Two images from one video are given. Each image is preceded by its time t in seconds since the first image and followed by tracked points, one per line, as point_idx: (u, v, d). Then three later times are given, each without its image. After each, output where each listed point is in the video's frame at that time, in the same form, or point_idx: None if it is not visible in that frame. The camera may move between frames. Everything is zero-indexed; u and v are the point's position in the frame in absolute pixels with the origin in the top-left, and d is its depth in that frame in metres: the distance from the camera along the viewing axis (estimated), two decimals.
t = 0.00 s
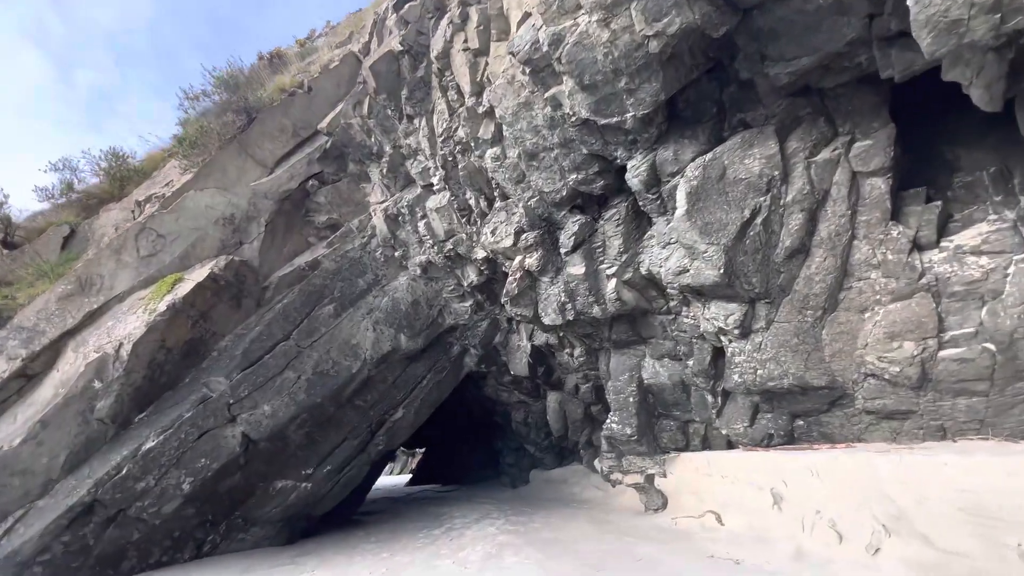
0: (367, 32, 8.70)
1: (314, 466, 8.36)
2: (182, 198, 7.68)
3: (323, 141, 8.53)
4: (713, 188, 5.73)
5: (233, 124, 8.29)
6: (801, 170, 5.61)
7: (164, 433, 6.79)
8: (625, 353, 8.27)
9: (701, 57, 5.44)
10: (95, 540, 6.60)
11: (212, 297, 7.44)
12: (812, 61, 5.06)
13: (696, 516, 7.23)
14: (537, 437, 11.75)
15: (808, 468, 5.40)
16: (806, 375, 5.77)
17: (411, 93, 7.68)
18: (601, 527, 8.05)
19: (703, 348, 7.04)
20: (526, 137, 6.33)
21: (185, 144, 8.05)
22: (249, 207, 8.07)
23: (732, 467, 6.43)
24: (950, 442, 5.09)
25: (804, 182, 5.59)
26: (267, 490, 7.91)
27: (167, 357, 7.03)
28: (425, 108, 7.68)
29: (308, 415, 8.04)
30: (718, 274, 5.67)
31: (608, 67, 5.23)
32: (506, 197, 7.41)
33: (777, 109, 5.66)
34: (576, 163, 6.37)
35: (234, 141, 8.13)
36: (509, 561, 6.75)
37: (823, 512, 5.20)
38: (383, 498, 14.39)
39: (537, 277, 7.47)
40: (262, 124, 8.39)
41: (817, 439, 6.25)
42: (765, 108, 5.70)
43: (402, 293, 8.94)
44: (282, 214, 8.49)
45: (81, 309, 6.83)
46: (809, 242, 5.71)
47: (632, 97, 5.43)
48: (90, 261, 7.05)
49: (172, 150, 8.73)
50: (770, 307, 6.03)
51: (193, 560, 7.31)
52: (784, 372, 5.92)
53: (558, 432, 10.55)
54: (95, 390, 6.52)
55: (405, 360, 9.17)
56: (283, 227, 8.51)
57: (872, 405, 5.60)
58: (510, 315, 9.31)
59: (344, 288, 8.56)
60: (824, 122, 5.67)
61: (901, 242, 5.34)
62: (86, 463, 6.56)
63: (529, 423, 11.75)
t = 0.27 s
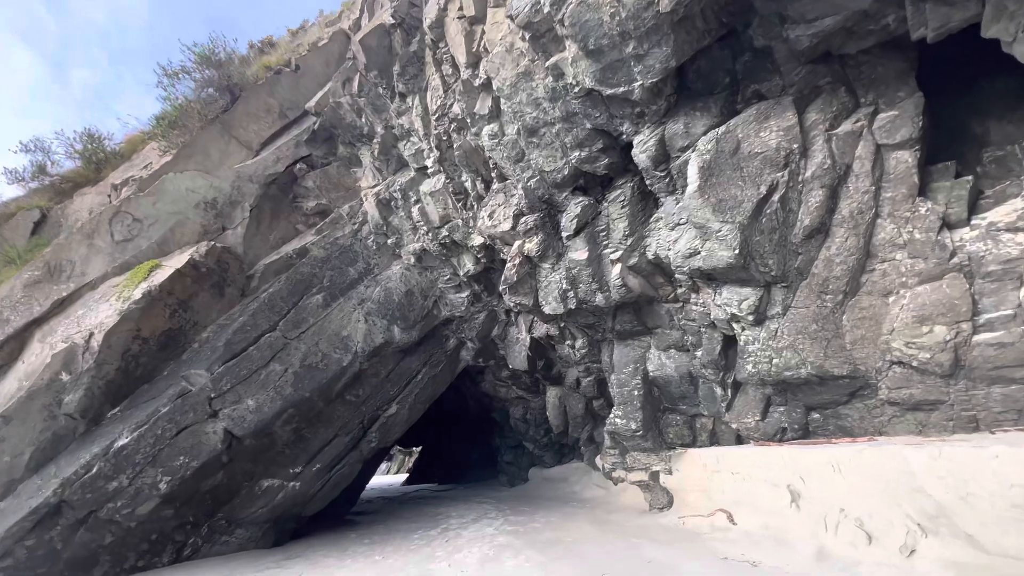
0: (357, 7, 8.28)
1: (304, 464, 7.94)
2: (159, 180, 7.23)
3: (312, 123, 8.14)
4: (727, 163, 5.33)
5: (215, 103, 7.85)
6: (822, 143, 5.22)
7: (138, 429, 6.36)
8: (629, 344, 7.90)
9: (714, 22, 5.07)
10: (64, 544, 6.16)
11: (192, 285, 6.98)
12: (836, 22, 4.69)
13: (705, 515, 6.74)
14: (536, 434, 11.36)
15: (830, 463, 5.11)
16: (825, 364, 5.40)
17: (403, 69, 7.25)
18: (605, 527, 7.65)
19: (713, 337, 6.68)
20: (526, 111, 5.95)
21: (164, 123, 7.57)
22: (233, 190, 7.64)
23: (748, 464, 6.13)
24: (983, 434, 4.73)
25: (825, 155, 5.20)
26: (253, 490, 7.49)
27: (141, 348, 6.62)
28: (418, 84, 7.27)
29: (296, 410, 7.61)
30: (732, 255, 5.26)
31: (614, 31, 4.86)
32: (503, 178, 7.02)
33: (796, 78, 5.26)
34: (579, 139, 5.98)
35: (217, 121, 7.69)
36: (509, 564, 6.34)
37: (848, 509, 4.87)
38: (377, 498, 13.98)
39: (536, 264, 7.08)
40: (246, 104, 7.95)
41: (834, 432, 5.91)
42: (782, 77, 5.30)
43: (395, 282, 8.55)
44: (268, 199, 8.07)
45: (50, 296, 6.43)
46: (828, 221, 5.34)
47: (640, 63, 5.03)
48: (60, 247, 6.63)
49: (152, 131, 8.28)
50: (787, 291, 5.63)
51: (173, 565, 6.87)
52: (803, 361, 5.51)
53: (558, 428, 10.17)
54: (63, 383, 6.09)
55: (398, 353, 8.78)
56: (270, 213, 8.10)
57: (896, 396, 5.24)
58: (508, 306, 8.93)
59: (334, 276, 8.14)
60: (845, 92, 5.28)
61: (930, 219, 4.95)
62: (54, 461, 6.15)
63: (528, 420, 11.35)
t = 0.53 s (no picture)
0: None
1: (294, 467, 7.57)
2: (138, 166, 6.80)
3: (302, 108, 7.74)
4: (747, 142, 4.92)
5: (199, 86, 7.40)
6: (850, 120, 4.82)
7: (113, 431, 5.95)
8: (636, 340, 7.52)
9: None
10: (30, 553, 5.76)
11: (173, 277, 6.55)
12: None
13: (719, 522, 6.35)
14: (537, 435, 10.93)
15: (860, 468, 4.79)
16: (852, 359, 5.00)
17: (398, 49, 6.83)
18: (612, 533, 7.24)
19: (726, 333, 6.29)
20: (529, 89, 5.56)
21: (145, 107, 7.15)
22: (218, 177, 7.22)
23: (765, 468, 5.82)
24: None
25: (854, 133, 4.79)
26: (240, 494, 7.11)
27: (116, 345, 6.20)
28: (414, 65, 6.85)
29: (285, 410, 7.20)
30: (753, 242, 4.86)
31: None
32: (504, 164, 6.62)
33: (823, 49, 4.83)
34: (586, 119, 5.58)
35: (201, 104, 7.26)
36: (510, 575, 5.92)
37: (883, 518, 4.50)
38: (374, 501, 13.56)
39: (539, 255, 6.70)
40: (233, 87, 7.51)
41: (857, 434, 5.55)
42: (808, 49, 4.88)
43: (390, 276, 8.14)
44: (256, 188, 7.67)
45: (20, 290, 6.04)
46: (856, 205, 4.94)
47: (654, 32, 4.62)
48: (30, 236, 6.21)
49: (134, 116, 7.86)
50: (811, 281, 5.22)
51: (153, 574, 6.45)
52: (829, 357, 5.10)
53: (560, 429, 9.77)
54: (29, 381, 5.70)
55: (394, 350, 8.38)
56: (258, 203, 7.69)
57: (929, 396, 4.84)
58: (509, 302, 8.56)
59: (325, 269, 7.72)
60: (875, 65, 4.86)
61: (969, 201, 4.53)
62: (20, 465, 5.76)
63: (529, 420, 10.93)
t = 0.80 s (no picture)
0: None
1: (283, 468, 7.17)
2: (117, 146, 6.38)
3: (292, 90, 7.38)
4: (770, 111, 4.51)
5: (183, 63, 6.99)
6: (885, 86, 4.38)
7: (85, 428, 5.58)
8: (645, 334, 7.10)
9: None
10: None
11: (153, 265, 6.16)
12: None
13: (736, 527, 5.96)
14: (540, 436, 10.48)
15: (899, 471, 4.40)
16: (886, 349, 4.56)
17: (392, 23, 6.44)
18: (621, 539, 6.78)
19: (745, 324, 5.86)
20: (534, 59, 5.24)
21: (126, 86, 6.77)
22: (203, 161, 6.84)
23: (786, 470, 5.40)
24: None
25: (889, 100, 4.35)
26: (225, 497, 6.71)
27: (90, 337, 5.83)
28: (409, 40, 6.46)
29: (274, 407, 6.80)
30: (779, 220, 4.43)
31: None
32: (506, 144, 6.22)
33: (855, 9, 4.39)
34: (593, 91, 5.18)
35: (186, 84, 6.88)
36: None
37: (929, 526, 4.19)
38: (371, 504, 13.12)
39: (543, 241, 6.28)
40: (220, 66, 7.13)
41: (887, 432, 5.13)
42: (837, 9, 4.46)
43: (386, 267, 7.74)
44: (244, 173, 7.28)
45: None
46: (890, 180, 4.51)
47: None
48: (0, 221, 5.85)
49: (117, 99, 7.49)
50: (840, 265, 4.80)
51: None
52: (861, 347, 4.66)
53: (565, 429, 9.33)
54: None
55: (391, 345, 7.97)
56: (247, 189, 7.31)
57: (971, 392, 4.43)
58: (511, 295, 8.16)
59: (317, 259, 7.32)
60: (912, 26, 4.43)
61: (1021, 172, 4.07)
62: None
63: (532, 421, 10.49)
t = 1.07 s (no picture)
0: None
1: (273, 472, 6.79)
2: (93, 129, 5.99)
3: (280, 73, 7.07)
4: (798, 78, 4.08)
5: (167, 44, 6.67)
6: (926, 49, 3.94)
7: (54, 430, 5.23)
8: (656, 329, 6.68)
9: None
10: None
11: (131, 256, 5.78)
12: None
13: (753, 535, 5.58)
14: (544, 437, 10.05)
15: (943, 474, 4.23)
16: (927, 340, 4.13)
17: None
18: (633, 548, 6.34)
19: (765, 316, 5.45)
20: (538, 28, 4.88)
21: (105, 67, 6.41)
22: (187, 147, 6.46)
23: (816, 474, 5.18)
24: None
25: (931, 64, 3.91)
26: (210, 503, 6.31)
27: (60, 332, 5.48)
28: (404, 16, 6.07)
29: (261, 407, 6.40)
30: (810, 196, 4.00)
31: None
32: (507, 124, 5.82)
33: None
34: (602, 63, 4.78)
35: (169, 65, 6.54)
36: None
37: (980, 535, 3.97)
38: (370, 508, 12.71)
39: (547, 229, 5.87)
40: (205, 48, 6.80)
41: (922, 433, 4.72)
42: None
43: (381, 260, 7.33)
44: (231, 160, 6.90)
45: None
46: (931, 153, 4.08)
47: None
48: None
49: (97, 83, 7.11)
50: (875, 248, 4.35)
51: None
52: (899, 338, 4.23)
53: (570, 430, 8.88)
54: None
55: (387, 343, 7.56)
56: (234, 177, 6.95)
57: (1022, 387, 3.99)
58: (514, 290, 7.75)
59: (308, 251, 6.92)
60: None
61: None
62: None
63: (535, 422, 10.05)
